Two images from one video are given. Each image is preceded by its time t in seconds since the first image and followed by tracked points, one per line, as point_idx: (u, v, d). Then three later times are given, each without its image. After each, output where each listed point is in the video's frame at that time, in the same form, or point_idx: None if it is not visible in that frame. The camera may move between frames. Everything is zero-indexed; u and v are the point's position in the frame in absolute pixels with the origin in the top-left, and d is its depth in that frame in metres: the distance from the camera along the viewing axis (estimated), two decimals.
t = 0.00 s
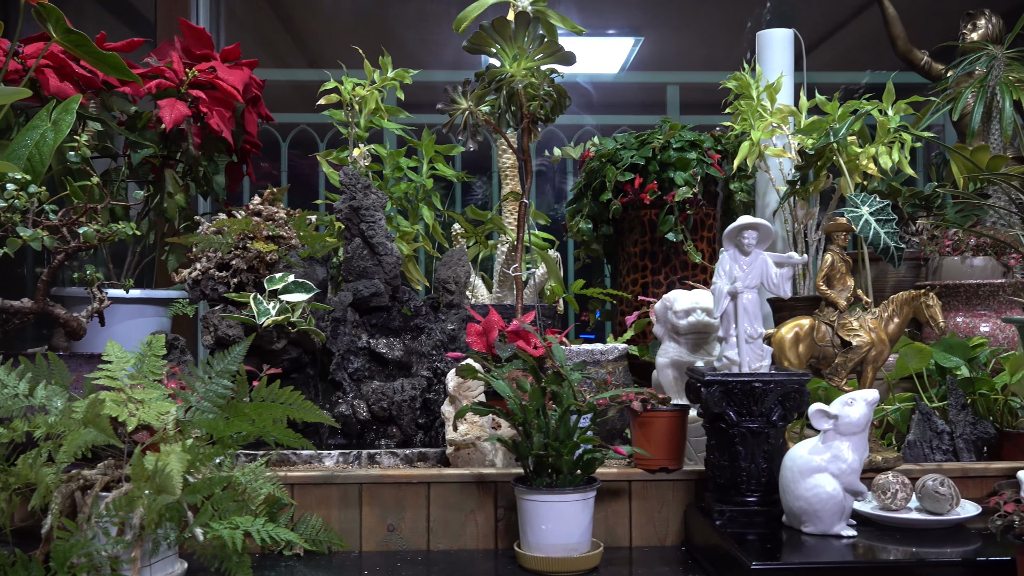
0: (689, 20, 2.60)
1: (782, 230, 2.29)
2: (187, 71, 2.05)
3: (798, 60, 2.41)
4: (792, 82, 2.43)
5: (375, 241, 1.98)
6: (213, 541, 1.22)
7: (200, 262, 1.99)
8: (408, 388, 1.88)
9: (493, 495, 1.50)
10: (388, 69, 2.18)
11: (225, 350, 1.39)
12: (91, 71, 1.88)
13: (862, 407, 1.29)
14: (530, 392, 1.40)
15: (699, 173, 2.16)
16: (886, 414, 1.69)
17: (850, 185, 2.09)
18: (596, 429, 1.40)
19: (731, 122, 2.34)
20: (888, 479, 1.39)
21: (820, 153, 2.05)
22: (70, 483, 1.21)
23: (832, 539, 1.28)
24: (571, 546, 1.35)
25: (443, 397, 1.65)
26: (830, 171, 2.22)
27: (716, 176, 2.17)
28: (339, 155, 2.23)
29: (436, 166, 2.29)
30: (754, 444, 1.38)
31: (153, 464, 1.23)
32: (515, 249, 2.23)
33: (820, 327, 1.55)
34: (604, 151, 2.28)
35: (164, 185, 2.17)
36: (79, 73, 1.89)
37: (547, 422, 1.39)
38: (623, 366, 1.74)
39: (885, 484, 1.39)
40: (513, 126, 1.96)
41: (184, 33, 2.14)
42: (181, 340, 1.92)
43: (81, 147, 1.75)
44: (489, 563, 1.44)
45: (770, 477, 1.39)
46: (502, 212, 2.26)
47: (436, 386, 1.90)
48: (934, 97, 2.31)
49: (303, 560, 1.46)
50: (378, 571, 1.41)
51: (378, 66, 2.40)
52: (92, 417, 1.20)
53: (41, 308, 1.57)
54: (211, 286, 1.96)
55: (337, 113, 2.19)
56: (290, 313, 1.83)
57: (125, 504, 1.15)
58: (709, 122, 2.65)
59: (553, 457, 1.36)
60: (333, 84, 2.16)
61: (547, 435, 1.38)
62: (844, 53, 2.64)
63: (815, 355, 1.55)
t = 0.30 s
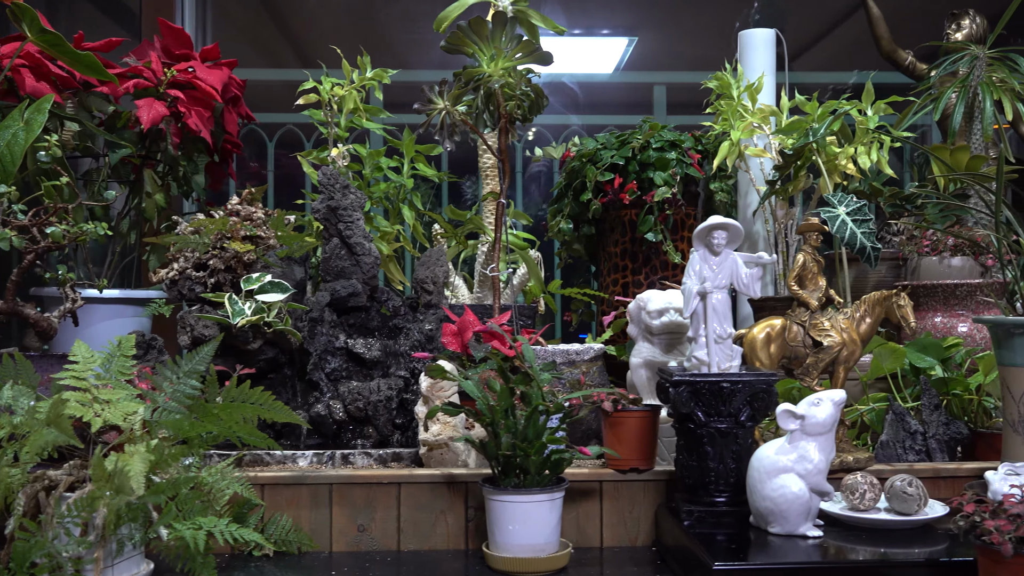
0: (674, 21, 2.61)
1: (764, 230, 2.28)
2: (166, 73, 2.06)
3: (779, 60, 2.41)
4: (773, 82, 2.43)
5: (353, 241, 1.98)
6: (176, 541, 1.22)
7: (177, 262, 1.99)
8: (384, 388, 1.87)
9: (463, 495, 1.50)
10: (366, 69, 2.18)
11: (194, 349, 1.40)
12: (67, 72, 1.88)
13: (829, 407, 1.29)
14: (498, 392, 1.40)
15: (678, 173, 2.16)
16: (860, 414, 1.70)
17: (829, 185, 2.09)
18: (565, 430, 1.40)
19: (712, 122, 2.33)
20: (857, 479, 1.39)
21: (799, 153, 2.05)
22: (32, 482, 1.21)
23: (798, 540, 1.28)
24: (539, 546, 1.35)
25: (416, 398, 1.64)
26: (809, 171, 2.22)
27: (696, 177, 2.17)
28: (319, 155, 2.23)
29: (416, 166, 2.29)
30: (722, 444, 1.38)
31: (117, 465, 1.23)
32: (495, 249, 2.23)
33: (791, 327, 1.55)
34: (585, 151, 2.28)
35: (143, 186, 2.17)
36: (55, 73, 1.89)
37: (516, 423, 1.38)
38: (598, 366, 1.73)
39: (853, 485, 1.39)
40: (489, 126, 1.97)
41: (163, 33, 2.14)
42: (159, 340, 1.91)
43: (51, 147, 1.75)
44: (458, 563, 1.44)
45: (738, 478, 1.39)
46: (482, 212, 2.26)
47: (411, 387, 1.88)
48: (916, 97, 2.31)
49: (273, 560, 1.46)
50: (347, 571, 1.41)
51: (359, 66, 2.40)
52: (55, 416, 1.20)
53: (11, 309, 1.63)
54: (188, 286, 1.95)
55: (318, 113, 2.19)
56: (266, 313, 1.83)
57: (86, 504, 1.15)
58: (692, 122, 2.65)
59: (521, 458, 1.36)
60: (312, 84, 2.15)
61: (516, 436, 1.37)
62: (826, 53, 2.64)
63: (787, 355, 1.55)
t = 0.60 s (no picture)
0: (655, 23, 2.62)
1: (745, 231, 2.27)
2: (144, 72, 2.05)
3: (761, 60, 2.41)
4: (755, 82, 2.43)
5: (331, 241, 1.97)
6: (139, 540, 1.21)
7: (154, 263, 1.99)
8: (360, 388, 1.87)
9: (434, 495, 1.50)
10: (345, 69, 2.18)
11: (162, 349, 1.40)
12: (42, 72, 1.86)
13: (795, 408, 1.29)
14: (467, 392, 1.40)
15: (657, 173, 2.16)
16: (834, 414, 1.72)
17: (808, 185, 2.09)
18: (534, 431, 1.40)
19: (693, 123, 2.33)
20: (826, 480, 1.39)
21: (777, 153, 2.05)
22: None
23: (763, 540, 1.28)
24: (506, 547, 1.35)
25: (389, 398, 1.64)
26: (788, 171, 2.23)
27: (675, 177, 2.17)
28: (299, 154, 2.22)
29: (397, 166, 2.29)
30: (690, 445, 1.38)
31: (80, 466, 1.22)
32: (475, 249, 2.22)
33: (763, 328, 1.55)
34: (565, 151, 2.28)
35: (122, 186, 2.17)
36: (32, 73, 1.88)
37: (485, 423, 1.38)
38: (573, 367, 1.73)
39: (821, 485, 1.39)
40: (466, 126, 1.97)
41: (142, 33, 2.14)
42: (135, 340, 1.87)
43: (24, 147, 1.74)
44: (428, 563, 1.44)
45: (706, 478, 1.39)
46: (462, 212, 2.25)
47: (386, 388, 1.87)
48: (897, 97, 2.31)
49: (242, 561, 1.46)
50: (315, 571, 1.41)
51: (339, 66, 2.40)
52: (17, 416, 1.20)
53: None
54: (165, 286, 1.95)
55: (298, 113, 2.19)
56: (242, 313, 1.83)
57: (47, 505, 1.15)
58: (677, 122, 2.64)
59: (489, 458, 1.36)
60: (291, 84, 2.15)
61: (484, 437, 1.37)
62: (809, 54, 2.64)
63: (758, 355, 1.55)
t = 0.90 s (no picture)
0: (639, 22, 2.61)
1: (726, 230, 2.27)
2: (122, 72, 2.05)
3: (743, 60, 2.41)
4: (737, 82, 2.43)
5: (309, 241, 1.96)
6: (103, 541, 1.21)
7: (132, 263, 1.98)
8: (337, 389, 1.87)
9: (405, 496, 1.50)
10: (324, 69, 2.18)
11: (131, 349, 1.40)
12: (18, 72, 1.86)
13: (762, 408, 1.29)
14: (437, 393, 1.40)
15: (637, 174, 2.16)
16: (810, 415, 1.73)
17: (786, 185, 2.09)
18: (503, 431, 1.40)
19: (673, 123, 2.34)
20: (795, 480, 1.39)
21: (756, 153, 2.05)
22: None
23: (730, 541, 1.28)
24: (474, 548, 1.35)
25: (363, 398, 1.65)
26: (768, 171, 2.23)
27: (655, 176, 2.17)
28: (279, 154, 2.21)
29: (377, 167, 2.29)
30: (660, 445, 1.38)
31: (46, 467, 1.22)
32: (456, 249, 2.22)
33: (735, 328, 1.55)
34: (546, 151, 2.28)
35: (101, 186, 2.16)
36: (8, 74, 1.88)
37: (454, 424, 1.38)
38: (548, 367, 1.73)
39: (791, 486, 1.39)
40: (443, 126, 1.96)
41: (121, 33, 2.13)
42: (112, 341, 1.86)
43: None
44: (398, 563, 1.44)
45: (676, 479, 1.39)
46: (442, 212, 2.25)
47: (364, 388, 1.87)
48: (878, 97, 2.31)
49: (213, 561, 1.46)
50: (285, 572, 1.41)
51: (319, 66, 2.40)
52: None
53: None
54: (142, 287, 1.94)
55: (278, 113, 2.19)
56: (218, 313, 1.83)
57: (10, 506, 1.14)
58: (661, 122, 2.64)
59: (458, 459, 1.36)
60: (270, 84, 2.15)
61: (453, 437, 1.37)
62: (793, 54, 2.64)
63: (730, 356, 1.55)
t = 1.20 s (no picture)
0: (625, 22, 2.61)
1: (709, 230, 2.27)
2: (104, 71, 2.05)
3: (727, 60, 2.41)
4: (721, 83, 2.43)
5: (289, 241, 1.96)
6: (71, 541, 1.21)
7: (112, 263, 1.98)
8: (316, 388, 1.86)
9: (379, 496, 1.50)
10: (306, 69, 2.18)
11: (103, 349, 1.41)
12: None
13: (732, 408, 1.29)
14: (409, 393, 1.39)
15: (619, 174, 2.16)
16: (789, 415, 1.73)
17: (768, 185, 2.09)
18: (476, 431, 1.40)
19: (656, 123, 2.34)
20: (767, 480, 1.39)
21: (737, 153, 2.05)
22: None
23: (699, 541, 1.28)
24: (445, 548, 1.35)
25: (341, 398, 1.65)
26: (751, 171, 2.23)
27: (637, 177, 2.17)
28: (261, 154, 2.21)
29: (360, 166, 2.29)
30: (632, 445, 1.38)
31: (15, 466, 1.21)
32: (439, 249, 2.22)
33: (710, 328, 1.55)
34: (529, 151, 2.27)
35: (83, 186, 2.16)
36: None
37: (427, 424, 1.38)
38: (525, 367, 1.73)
39: (763, 486, 1.39)
40: (423, 125, 1.96)
41: (103, 32, 2.13)
42: (91, 340, 1.86)
43: None
44: (371, 563, 1.44)
45: (648, 479, 1.39)
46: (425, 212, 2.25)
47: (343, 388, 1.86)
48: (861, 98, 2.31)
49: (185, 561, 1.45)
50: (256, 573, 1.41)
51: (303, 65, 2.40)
52: None
53: None
54: (122, 287, 1.93)
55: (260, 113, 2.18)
56: (197, 313, 1.83)
57: None
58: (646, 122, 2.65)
59: (429, 459, 1.36)
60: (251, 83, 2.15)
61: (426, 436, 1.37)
62: (778, 54, 2.64)
63: (704, 356, 1.55)
